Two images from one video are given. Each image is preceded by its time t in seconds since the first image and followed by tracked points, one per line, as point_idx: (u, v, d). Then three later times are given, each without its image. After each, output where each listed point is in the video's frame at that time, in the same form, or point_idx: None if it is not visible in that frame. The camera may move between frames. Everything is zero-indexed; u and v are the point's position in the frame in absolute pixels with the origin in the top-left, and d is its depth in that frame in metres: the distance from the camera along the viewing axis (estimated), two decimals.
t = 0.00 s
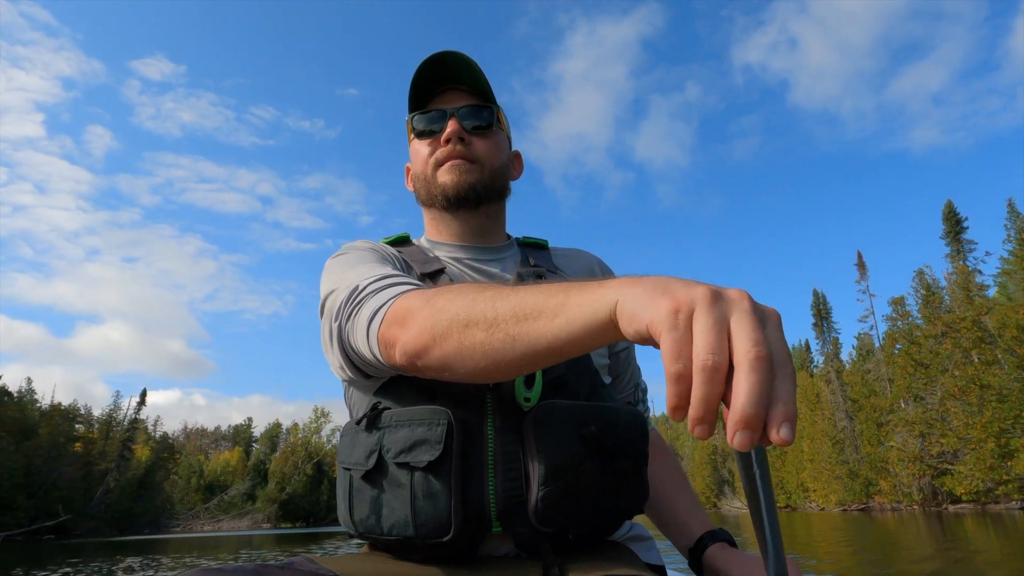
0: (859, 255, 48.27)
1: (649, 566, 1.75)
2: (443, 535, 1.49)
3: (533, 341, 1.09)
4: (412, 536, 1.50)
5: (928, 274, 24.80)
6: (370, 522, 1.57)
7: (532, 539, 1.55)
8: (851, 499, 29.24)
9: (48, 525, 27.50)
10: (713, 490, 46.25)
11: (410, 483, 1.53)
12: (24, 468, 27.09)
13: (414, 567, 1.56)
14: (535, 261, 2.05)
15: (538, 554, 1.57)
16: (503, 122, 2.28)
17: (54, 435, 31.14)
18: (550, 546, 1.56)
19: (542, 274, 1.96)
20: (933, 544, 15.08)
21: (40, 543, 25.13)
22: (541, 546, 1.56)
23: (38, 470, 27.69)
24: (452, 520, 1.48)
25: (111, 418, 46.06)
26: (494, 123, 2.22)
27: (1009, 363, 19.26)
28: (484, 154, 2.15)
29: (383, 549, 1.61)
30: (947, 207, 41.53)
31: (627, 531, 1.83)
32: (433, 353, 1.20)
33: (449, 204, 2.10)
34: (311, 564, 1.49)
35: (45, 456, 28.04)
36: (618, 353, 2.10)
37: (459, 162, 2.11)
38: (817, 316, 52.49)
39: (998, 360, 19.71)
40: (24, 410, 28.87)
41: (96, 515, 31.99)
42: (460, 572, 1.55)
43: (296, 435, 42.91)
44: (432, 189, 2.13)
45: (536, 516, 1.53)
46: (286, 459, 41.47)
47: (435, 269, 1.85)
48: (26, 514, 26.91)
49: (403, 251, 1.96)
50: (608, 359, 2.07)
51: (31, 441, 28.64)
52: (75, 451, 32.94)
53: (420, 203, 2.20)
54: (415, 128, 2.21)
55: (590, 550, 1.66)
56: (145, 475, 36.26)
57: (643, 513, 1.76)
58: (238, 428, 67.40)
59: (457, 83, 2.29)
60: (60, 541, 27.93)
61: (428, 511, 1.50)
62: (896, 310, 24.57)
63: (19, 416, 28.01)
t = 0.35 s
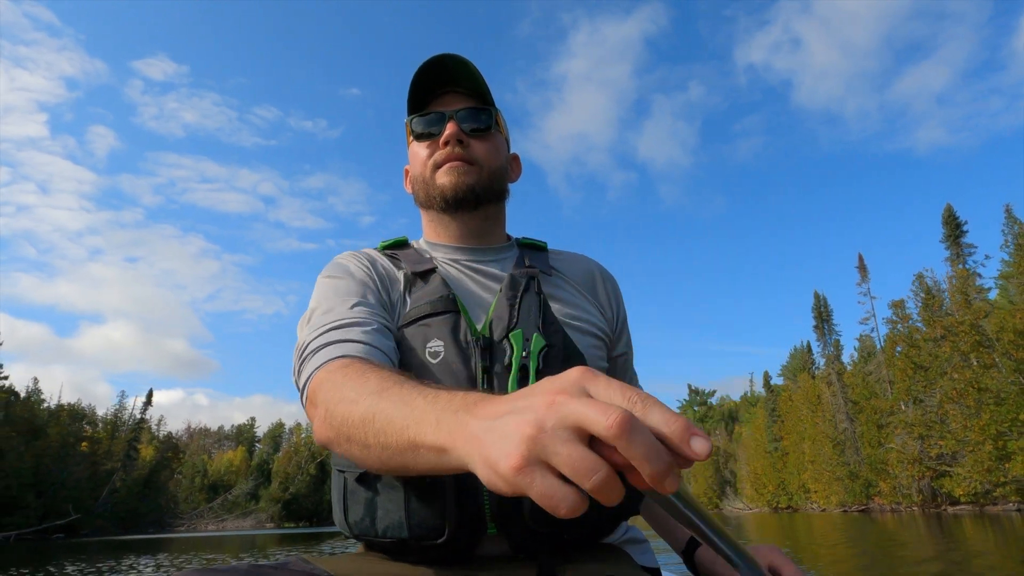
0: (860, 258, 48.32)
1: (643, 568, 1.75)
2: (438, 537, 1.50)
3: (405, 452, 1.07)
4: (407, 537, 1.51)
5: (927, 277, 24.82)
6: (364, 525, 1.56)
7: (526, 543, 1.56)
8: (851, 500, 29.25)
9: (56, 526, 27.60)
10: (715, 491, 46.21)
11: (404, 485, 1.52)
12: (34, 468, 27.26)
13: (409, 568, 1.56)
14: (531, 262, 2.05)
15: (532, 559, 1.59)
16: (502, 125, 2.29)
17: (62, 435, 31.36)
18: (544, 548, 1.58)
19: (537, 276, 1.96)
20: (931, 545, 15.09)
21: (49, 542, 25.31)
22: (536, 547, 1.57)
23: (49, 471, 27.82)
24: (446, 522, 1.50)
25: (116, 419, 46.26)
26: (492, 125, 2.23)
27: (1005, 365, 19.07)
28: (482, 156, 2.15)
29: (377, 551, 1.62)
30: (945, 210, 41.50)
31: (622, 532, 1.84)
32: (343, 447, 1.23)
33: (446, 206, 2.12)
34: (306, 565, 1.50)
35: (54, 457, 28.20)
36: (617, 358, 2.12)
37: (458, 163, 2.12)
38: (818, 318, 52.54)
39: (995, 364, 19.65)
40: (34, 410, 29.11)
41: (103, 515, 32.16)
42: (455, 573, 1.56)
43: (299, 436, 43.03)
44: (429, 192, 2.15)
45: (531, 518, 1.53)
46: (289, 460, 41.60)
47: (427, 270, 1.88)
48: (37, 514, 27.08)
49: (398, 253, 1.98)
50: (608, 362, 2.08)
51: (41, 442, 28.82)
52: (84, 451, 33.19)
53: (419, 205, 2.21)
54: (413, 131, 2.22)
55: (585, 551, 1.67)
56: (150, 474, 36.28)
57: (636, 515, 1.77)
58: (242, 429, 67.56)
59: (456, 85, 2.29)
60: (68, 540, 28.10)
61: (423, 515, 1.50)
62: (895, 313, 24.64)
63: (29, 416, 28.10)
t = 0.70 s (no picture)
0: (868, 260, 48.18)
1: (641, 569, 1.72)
2: (430, 535, 1.52)
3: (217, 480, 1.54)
4: (399, 535, 1.54)
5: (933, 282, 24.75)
6: (359, 521, 1.58)
7: (519, 543, 1.57)
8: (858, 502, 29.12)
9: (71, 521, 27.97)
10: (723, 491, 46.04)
11: (398, 483, 1.55)
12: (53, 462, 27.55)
13: (402, 567, 1.59)
14: (536, 262, 2.05)
15: (525, 557, 1.59)
16: (526, 130, 2.28)
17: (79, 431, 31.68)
18: (536, 549, 1.58)
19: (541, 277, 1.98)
20: (937, 547, 14.96)
21: (65, 536, 25.57)
22: (529, 548, 1.57)
23: (67, 466, 28.28)
24: (438, 522, 1.51)
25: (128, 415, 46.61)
26: (515, 130, 2.21)
27: (1011, 370, 19.25)
28: (505, 158, 2.15)
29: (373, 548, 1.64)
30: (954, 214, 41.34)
31: (621, 532, 1.82)
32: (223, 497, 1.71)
33: (465, 203, 2.12)
34: (299, 566, 1.50)
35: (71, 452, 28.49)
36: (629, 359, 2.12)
37: (480, 163, 2.12)
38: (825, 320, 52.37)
39: (1000, 367, 19.80)
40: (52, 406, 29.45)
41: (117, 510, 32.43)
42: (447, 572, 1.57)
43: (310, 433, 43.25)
44: (449, 187, 2.14)
45: (524, 519, 1.53)
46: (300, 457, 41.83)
47: (430, 270, 1.93)
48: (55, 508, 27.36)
49: (407, 256, 2.03)
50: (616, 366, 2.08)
51: (60, 437, 29.13)
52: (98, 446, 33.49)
53: (435, 200, 2.21)
54: (438, 126, 2.22)
55: (583, 553, 1.65)
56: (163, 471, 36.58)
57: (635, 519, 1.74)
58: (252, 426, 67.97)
59: (483, 86, 2.29)
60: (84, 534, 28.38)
61: (415, 511, 1.53)
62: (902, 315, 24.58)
63: (48, 413, 28.52)
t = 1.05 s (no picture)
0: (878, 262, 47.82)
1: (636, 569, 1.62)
2: (413, 526, 1.53)
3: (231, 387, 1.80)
4: (383, 528, 1.55)
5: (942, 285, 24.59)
6: (348, 512, 1.63)
7: (504, 538, 1.54)
8: (866, 504, 28.99)
9: (91, 514, 28.47)
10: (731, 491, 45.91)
11: (382, 474, 1.58)
12: (73, 458, 27.97)
13: (390, 560, 1.60)
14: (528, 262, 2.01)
15: (508, 552, 1.56)
16: (530, 142, 2.25)
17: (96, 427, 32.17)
18: (518, 543, 1.54)
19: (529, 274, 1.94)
20: (943, 549, 14.94)
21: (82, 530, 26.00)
22: (511, 542, 1.53)
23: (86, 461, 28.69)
24: (421, 514, 1.52)
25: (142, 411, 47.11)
26: (520, 140, 2.17)
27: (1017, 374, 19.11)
28: (506, 168, 2.13)
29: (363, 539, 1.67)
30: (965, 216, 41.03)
31: (615, 529, 1.70)
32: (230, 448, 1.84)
33: (463, 205, 2.11)
34: (297, 567, 1.51)
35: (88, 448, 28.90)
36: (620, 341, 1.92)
37: (481, 169, 2.10)
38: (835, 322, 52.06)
39: (1007, 372, 19.60)
40: (70, 403, 29.98)
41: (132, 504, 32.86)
42: (431, 568, 1.58)
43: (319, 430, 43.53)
44: (447, 189, 2.13)
45: (505, 512, 1.49)
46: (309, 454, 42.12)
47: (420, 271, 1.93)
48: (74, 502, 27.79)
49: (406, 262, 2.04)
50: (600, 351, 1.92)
51: (78, 433, 29.54)
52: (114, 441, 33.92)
53: (433, 201, 2.21)
54: (446, 128, 2.19)
55: (569, 549, 1.58)
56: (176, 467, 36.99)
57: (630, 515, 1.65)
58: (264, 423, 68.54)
59: (492, 93, 2.27)
60: (101, 528, 28.80)
61: (399, 503, 1.55)
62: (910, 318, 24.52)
63: (66, 409, 28.95)
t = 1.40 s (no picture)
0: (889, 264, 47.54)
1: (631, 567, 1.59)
2: (404, 518, 1.53)
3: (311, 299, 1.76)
4: (376, 519, 1.57)
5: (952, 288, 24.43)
6: (344, 505, 1.65)
7: (493, 530, 1.53)
8: (873, 506, 28.82)
9: (108, 509, 28.91)
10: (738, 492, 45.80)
11: (376, 466, 1.60)
12: (89, 454, 28.26)
13: (385, 554, 1.61)
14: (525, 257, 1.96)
15: (499, 546, 1.55)
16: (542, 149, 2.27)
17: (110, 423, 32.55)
18: (508, 537, 1.53)
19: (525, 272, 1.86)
20: (949, 551, 14.90)
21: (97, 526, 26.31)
22: (501, 535, 1.52)
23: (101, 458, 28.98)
24: (411, 506, 1.53)
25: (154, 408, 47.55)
26: (535, 149, 2.20)
27: None
28: (521, 178, 2.15)
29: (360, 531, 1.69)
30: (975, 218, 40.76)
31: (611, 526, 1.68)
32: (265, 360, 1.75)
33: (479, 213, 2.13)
34: (297, 565, 1.53)
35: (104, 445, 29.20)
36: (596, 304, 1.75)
37: (497, 179, 2.12)
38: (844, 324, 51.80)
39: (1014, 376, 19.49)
40: (86, 400, 30.32)
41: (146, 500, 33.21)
42: (425, 562, 1.58)
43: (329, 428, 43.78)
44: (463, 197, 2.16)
45: (494, 505, 1.49)
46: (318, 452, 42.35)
47: (419, 272, 1.94)
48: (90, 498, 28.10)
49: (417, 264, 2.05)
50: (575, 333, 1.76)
51: (93, 429, 29.86)
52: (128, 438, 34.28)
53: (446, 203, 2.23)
54: (463, 133, 2.18)
55: (562, 545, 1.56)
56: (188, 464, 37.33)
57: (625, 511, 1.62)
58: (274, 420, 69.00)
59: (507, 100, 2.20)
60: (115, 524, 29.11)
61: (391, 495, 1.56)
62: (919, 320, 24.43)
63: (83, 406, 29.36)
